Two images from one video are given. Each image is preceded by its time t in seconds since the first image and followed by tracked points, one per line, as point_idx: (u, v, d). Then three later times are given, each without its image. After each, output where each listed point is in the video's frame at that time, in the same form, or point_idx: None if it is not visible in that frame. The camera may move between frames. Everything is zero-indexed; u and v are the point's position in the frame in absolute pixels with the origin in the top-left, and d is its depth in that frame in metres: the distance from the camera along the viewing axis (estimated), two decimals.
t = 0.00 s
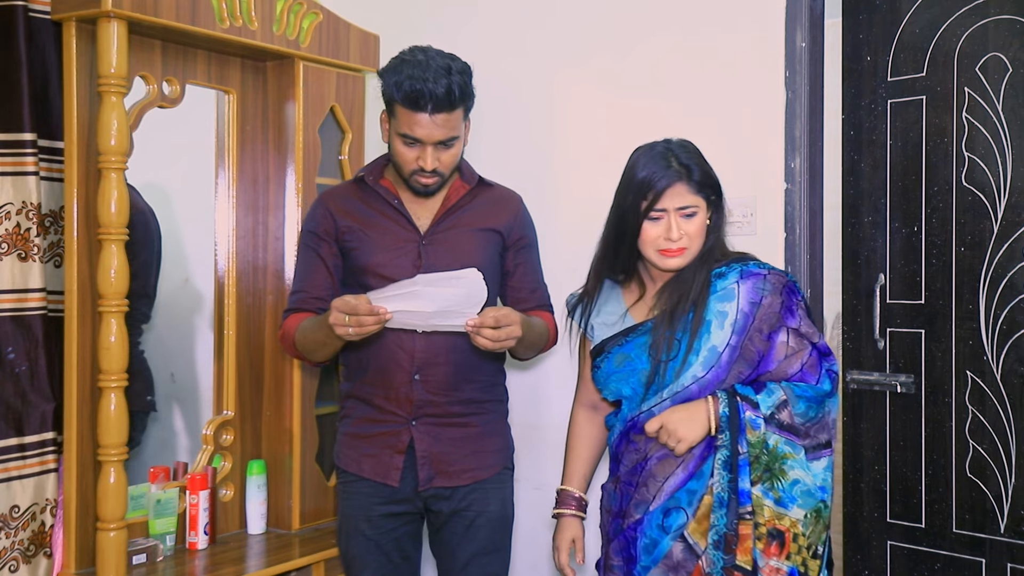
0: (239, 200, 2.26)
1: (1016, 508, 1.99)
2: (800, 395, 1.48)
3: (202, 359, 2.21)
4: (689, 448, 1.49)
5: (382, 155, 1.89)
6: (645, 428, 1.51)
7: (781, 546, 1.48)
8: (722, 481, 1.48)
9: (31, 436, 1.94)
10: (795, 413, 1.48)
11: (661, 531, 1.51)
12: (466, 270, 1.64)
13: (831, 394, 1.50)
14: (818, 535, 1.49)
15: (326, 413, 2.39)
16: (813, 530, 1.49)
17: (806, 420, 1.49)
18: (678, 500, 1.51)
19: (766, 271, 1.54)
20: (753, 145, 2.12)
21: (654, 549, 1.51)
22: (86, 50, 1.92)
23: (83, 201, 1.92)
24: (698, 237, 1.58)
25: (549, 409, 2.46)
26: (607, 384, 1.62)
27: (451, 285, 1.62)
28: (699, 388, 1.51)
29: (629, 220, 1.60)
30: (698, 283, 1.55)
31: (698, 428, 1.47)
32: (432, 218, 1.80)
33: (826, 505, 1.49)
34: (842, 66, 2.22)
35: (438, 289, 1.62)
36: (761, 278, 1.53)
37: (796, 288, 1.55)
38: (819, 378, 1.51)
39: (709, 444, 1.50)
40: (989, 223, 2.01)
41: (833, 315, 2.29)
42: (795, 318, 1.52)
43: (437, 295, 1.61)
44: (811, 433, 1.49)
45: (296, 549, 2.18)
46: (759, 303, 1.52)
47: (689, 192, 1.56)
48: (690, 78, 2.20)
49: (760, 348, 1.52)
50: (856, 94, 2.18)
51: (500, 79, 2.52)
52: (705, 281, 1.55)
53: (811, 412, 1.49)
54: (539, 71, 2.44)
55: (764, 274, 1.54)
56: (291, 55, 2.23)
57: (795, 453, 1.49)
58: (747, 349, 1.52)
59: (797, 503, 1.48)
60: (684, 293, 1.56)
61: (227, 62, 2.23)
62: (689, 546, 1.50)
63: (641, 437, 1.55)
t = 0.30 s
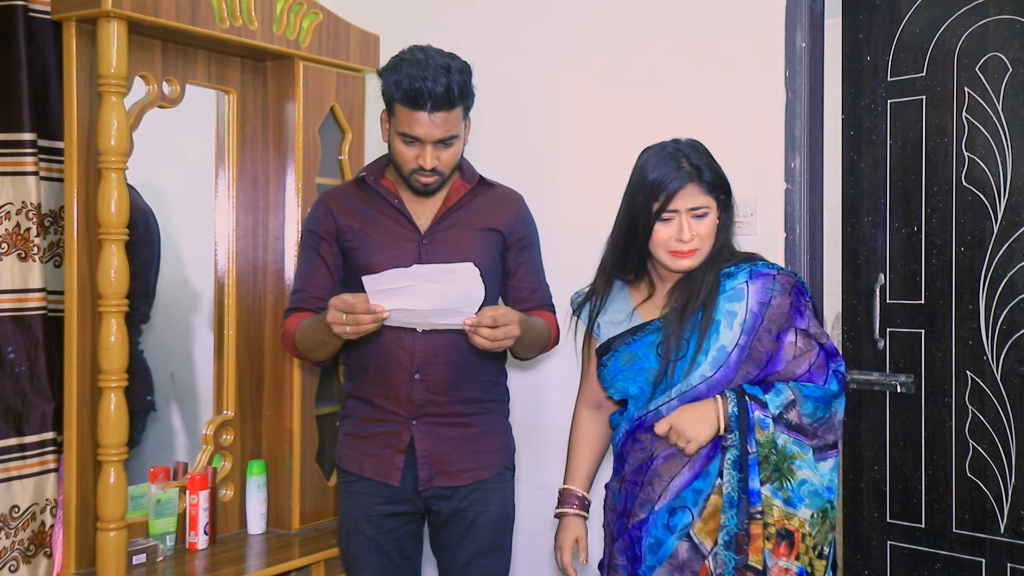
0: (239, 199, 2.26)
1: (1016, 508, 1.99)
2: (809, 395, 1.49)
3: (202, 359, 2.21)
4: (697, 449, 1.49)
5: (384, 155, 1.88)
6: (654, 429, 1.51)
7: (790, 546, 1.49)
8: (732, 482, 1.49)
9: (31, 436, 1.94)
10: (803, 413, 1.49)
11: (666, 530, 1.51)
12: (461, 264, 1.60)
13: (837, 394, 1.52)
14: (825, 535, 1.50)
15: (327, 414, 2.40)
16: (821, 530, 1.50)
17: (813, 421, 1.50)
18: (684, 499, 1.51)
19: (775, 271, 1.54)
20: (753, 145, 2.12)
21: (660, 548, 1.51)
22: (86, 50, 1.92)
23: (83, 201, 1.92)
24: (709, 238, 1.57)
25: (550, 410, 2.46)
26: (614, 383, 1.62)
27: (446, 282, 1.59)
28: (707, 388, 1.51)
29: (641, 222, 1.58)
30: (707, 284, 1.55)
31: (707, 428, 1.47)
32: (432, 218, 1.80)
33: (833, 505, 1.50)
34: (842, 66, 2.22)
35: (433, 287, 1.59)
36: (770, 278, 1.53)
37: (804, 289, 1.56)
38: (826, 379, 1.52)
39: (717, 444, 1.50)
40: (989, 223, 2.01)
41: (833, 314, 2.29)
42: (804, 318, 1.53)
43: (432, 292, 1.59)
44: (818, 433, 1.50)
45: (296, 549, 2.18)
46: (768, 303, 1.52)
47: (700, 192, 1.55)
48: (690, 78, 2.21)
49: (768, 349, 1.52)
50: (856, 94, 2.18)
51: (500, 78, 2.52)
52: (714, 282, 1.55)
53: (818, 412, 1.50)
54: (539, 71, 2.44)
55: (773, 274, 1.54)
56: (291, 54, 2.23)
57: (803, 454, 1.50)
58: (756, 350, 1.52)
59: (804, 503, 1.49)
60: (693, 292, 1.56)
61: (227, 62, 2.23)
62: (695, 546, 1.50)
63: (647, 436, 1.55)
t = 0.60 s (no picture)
0: (239, 199, 2.27)
1: (1016, 509, 1.99)
2: (813, 398, 1.49)
3: (202, 359, 2.21)
4: (703, 451, 1.49)
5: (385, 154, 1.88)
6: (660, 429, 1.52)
7: (797, 549, 1.48)
8: (740, 484, 1.48)
9: (31, 436, 1.94)
10: (808, 416, 1.49)
11: (669, 529, 1.51)
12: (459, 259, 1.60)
13: (841, 398, 1.52)
14: (831, 538, 1.50)
15: (327, 413, 2.40)
16: (827, 533, 1.49)
17: (817, 424, 1.50)
18: (687, 499, 1.51)
19: (783, 275, 1.54)
20: (753, 145, 2.12)
21: (663, 547, 1.51)
22: (86, 50, 1.92)
23: (83, 201, 1.92)
24: (718, 241, 1.57)
25: (551, 410, 2.46)
26: (617, 381, 1.61)
27: (446, 279, 1.59)
28: (712, 389, 1.51)
29: (649, 222, 1.59)
30: (715, 287, 1.55)
31: (713, 430, 1.47)
32: (432, 218, 1.80)
33: (839, 508, 1.50)
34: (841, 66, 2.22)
35: (432, 284, 1.59)
36: (778, 281, 1.54)
37: (811, 293, 1.56)
38: (831, 383, 1.52)
39: (721, 445, 1.51)
40: (989, 223, 2.01)
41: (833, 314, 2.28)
42: (810, 322, 1.53)
43: (431, 289, 1.59)
44: (822, 437, 1.50)
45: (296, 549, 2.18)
46: (775, 306, 1.52)
47: (711, 194, 1.55)
48: (690, 78, 2.21)
49: (775, 351, 1.52)
50: (856, 94, 2.18)
51: (500, 79, 2.52)
52: (722, 284, 1.56)
53: (822, 416, 1.50)
54: (539, 71, 2.44)
55: (781, 278, 1.54)
56: (291, 55, 2.24)
57: (809, 456, 1.50)
58: (762, 352, 1.52)
59: (811, 505, 1.49)
60: (701, 294, 1.56)
61: (227, 62, 2.23)
62: (698, 545, 1.50)
63: (651, 435, 1.55)
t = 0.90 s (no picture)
0: (239, 199, 2.27)
1: (1016, 508, 2.00)
2: (815, 399, 1.50)
3: (202, 359, 2.21)
4: (705, 447, 1.49)
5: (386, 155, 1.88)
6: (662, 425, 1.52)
7: (799, 547, 1.48)
8: (743, 482, 1.49)
9: (31, 436, 1.94)
10: (809, 416, 1.50)
11: (671, 526, 1.51)
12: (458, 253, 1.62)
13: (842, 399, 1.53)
14: (832, 538, 1.50)
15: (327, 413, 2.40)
16: (828, 531, 1.50)
17: (818, 424, 1.50)
18: (688, 495, 1.51)
19: (788, 275, 1.54)
20: (753, 145, 2.13)
21: (664, 544, 1.52)
22: (86, 50, 1.92)
23: (83, 201, 1.92)
24: (725, 241, 1.58)
25: (551, 410, 2.46)
26: (621, 377, 1.61)
27: (443, 274, 1.60)
28: (715, 386, 1.51)
29: (656, 219, 1.59)
30: (721, 286, 1.55)
31: (715, 427, 1.47)
32: (433, 217, 1.80)
33: (840, 507, 1.50)
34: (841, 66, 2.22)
35: (430, 280, 1.59)
36: (782, 282, 1.54)
37: (814, 294, 1.56)
38: (832, 383, 1.53)
39: (723, 442, 1.51)
40: (989, 223, 2.01)
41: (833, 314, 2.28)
42: (814, 323, 1.54)
43: (431, 285, 1.59)
44: (821, 437, 1.51)
45: (296, 549, 2.17)
46: (779, 306, 1.52)
47: (719, 194, 1.56)
48: (690, 77, 2.21)
49: (778, 351, 1.52)
50: (856, 94, 2.18)
51: (500, 78, 2.52)
52: (728, 284, 1.55)
53: (823, 416, 1.51)
54: (539, 70, 2.44)
55: (786, 278, 1.54)
56: (291, 55, 2.23)
57: (810, 455, 1.50)
58: (766, 352, 1.52)
59: (812, 504, 1.49)
60: (707, 293, 1.56)
61: (227, 62, 2.23)
62: (699, 542, 1.50)
63: (653, 432, 1.56)
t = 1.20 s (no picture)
0: (239, 199, 2.26)
1: (1016, 508, 2.00)
2: (815, 397, 1.50)
3: (202, 359, 2.21)
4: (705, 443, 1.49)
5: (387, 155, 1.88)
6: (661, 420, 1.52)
7: (798, 543, 1.48)
8: (744, 478, 1.49)
9: (31, 436, 1.94)
10: (809, 414, 1.50)
11: (671, 522, 1.51)
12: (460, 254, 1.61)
13: (842, 399, 1.53)
14: (830, 535, 1.51)
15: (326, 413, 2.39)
16: (826, 529, 1.50)
17: (818, 423, 1.50)
18: (689, 491, 1.51)
19: (789, 275, 1.55)
20: (753, 144, 2.13)
21: (665, 540, 1.52)
22: (86, 50, 1.92)
23: (83, 201, 1.92)
24: (728, 241, 1.58)
25: (551, 410, 2.46)
26: (623, 374, 1.61)
27: (443, 274, 1.60)
28: (716, 383, 1.51)
29: (660, 216, 1.60)
30: (722, 285, 1.55)
31: (715, 423, 1.47)
32: (433, 217, 1.80)
33: (838, 505, 1.50)
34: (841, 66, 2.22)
35: (430, 280, 1.59)
36: (784, 281, 1.54)
37: (815, 294, 1.56)
38: (833, 383, 1.52)
39: (723, 438, 1.51)
40: (989, 223, 2.01)
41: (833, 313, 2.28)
42: (815, 322, 1.54)
43: (431, 285, 1.59)
44: (820, 436, 1.51)
45: (296, 549, 2.17)
46: (780, 305, 1.52)
47: (724, 192, 1.56)
48: (690, 77, 2.21)
49: (779, 350, 1.52)
50: (856, 94, 2.18)
51: (500, 78, 2.52)
52: (730, 284, 1.55)
53: (823, 415, 1.51)
54: (539, 70, 2.44)
55: (788, 278, 1.54)
56: (291, 54, 2.23)
57: (809, 453, 1.50)
58: (767, 350, 1.52)
59: (811, 501, 1.49)
60: (709, 292, 1.56)
61: (227, 62, 2.23)
62: (700, 537, 1.50)
63: (654, 428, 1.56)
